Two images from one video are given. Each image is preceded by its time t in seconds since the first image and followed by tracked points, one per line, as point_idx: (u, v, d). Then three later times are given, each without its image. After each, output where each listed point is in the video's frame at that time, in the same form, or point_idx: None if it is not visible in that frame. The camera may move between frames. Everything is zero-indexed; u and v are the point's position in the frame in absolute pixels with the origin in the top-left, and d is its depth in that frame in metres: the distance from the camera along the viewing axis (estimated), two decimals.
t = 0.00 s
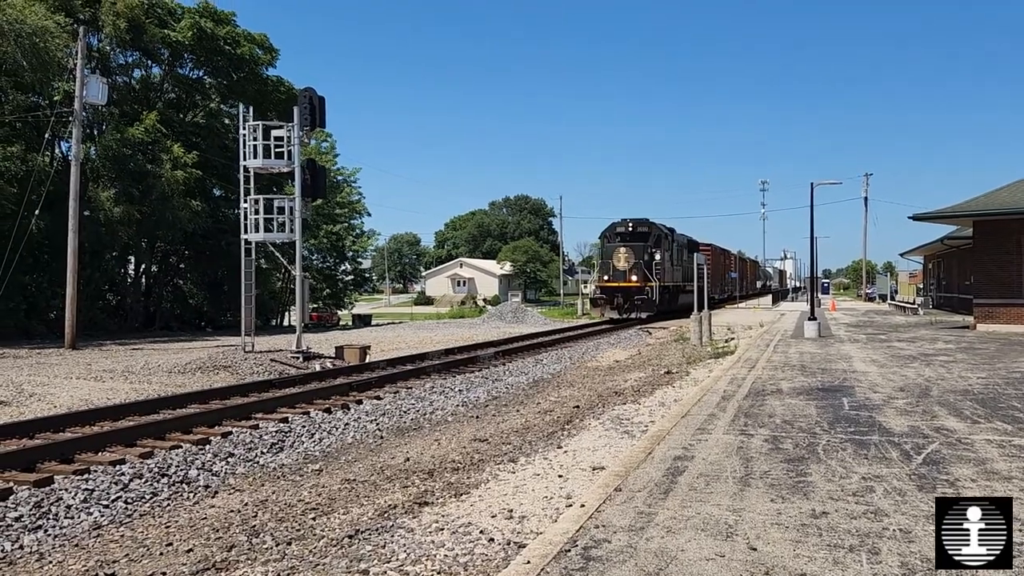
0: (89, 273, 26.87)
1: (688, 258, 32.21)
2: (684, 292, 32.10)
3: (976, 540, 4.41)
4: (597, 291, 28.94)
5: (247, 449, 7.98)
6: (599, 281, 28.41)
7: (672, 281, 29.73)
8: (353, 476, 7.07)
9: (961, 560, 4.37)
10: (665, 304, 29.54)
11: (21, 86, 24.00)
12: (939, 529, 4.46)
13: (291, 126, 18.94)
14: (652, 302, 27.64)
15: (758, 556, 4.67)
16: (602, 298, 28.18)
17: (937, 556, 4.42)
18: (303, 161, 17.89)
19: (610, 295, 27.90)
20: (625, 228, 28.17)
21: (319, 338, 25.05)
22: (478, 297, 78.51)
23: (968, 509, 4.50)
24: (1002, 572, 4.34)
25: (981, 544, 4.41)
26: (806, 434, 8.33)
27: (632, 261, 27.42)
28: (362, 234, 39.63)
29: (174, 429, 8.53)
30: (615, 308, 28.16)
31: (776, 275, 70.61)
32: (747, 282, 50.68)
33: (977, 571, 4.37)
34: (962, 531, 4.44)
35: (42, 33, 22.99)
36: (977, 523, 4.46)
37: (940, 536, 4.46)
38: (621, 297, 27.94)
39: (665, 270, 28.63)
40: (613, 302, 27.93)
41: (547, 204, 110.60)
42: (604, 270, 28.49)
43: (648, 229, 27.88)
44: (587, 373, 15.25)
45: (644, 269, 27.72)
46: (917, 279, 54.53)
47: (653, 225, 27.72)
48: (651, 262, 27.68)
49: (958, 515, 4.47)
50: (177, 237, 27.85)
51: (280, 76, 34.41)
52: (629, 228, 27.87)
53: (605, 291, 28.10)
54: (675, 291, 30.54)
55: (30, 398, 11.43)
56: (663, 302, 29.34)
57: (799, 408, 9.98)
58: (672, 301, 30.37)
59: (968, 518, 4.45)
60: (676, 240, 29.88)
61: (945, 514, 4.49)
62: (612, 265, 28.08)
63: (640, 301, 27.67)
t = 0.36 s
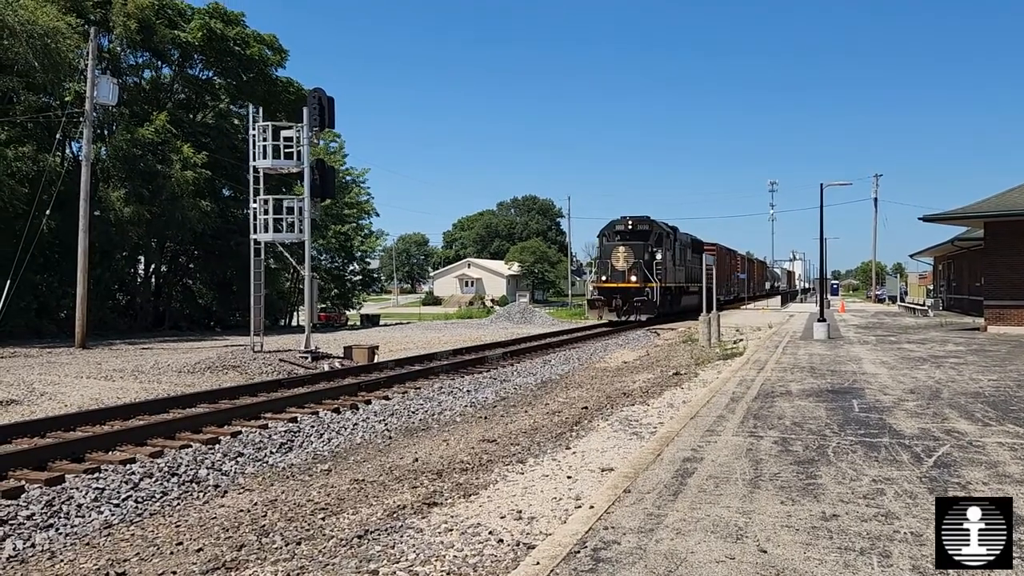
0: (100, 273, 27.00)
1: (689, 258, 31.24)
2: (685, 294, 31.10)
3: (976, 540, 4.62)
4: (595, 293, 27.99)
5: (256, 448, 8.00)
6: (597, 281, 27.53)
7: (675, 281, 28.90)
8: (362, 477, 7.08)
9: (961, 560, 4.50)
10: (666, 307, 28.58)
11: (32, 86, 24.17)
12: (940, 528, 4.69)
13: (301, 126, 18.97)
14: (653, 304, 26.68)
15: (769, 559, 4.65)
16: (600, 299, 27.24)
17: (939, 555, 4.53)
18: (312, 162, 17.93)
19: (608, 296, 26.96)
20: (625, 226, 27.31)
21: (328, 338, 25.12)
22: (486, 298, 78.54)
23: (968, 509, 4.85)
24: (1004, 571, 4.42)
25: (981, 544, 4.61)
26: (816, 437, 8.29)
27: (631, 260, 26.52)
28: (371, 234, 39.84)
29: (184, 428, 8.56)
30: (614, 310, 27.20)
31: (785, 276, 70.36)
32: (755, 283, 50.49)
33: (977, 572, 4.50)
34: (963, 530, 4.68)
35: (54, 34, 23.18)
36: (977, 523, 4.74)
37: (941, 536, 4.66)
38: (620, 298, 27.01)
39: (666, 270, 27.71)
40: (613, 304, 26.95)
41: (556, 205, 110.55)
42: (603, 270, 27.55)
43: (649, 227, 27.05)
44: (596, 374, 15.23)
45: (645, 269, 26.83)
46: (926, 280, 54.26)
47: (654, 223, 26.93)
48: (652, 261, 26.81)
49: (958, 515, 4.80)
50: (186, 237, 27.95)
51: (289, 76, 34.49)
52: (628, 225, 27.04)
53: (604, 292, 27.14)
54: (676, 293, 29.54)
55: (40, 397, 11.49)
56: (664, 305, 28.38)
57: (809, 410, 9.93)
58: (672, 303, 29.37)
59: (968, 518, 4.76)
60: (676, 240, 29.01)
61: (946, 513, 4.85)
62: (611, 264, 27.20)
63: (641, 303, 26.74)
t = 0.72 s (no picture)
0: (110, 273, 27.14)
1: (691, 261, 30.31)
2: (688, 297, 30.07)
3: (976, 540, 4.50)
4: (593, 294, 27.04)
5: (267, 448, 8.02)
6: (594, 282, 26.56)
7: (676, 284, 27.99)
8: (372, 476, 7.08)
9: (961, 561, 4.44)
10: (667, 310, 27.58)
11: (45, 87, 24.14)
12: (939, 528, 4.56)
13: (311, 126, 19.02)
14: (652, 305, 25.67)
15: (779, 561, 4.63)
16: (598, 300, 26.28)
17: (938, 556, 4.46)
18: (322, 162, 17.98)
19: (607, 297, 26.00)
20: (624, 224, 26.74)
21: (337, 337, 25.19)
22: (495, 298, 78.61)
23: (969, 509, 4.60)
24: (1006, 571, 4.41)
25: (981, 544, 4.49)
26: (826, 438, 8.24)
27: (630, 259, 25.64)
28: (380, 234, 39.93)
29: (194, 428, 8.59)
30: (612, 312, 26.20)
31: (794, 276, 70.20)
32: (764, 283, 50.30)
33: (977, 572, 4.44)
34: (962, 531, 4.53)
35: (65, 35, 23.32)
36: (978, 523, 4.54)
37: (940, 536, 4.54)
38: (619, 299, 26.07)
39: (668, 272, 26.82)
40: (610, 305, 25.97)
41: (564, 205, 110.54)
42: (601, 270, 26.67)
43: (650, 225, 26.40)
44: (604, 374, 15.23)
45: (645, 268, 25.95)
46: (937, 281, 53.98)
47: (655, 222, 26.27)
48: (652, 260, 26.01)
49: (958, 515, 4.57)
50: (196, 236, 28.05)
51: (299, 77, 34.59)
52: (628, 224, 26.50)
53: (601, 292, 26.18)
54: (677, 297, 28.53)
55: (52, 396, 11.55)
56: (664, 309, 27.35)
57: (819, 412, 9.88)
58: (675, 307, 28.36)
59: (968, 518, 4.55)
60: (677, 241, 28.22)
61: (945, 514, 4.61)
62: (610, 264, 26.39)
63: (640, 305, 25.76)
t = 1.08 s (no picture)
0: (120, 273, 27.27)
1: (692, 264, 29.56)
2: (689, 301, 29.25)
3: (976, 540, 4.42)
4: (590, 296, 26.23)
5: (276, 448, 8.04)
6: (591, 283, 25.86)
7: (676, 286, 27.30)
8: (381, 477, 7.09)
9: (961, 561, 4.41)
10: (666, 314, 26.79)
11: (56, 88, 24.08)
12: (939, 529, 4.46)
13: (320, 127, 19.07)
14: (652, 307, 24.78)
15: (789, 563, 4.61)
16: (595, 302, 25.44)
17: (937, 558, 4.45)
18: (331, 163, 18.03)
19: (604, 298, 25.22)
20: (623, 223, 26.25)
21: (345, 338, 25.23)
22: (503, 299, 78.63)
23: (969, 508, 4.44)
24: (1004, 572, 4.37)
25: (981, 544, 4.43)
26: (837, 440, 8.21)
27: (629, 259, 25.05)
28: (388, 235, 39.99)
29: (203, 428, 8.61)
30: (610, 313, 25.35)
31: (802, 277, 70.03)
32: (773, 284, 50.19)
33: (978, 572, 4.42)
34: (962, 531, 4.43)
35: (76, 36, 23.46)
36: (978, 522, 4.43)
37: (940, 537, 4.47)
38: (617, 301, 25.27)
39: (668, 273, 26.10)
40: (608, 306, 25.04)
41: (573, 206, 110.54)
42: (598, 270, 25.89)
43: (649, 224, 25.89)
44: (613, 376, 15.23)
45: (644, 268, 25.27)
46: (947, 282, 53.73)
47: (654, 221, 25.79)
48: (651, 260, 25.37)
49: (958, 514, 4.44)
50: (206, 237, 28.16)
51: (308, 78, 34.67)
52: (627, 223, 25.92)
53: (598, 293, 25.37)
54: (677, 300, 27.73)
55: (62, 395, 11.61)
56: (663, 312, 26.52)
57: (829, 414, 9.84)
58: (675, 310, 27.61)
59: (968, 518, 4.42)
60: (677, 242, 27.61)
61: (945, 514, 4.47)
62: (608, 264, 25.69)
63: (639, 306, 24.96)
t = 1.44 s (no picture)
0: (131, 275, 27.39)
1: (693, 264, 27.50)
2: (689, 303, 27.26)
3: (976, 540, 4.59)
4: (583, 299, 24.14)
5: (286, 450, 8.06)
6: (585, 285, 23.65)
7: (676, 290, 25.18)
8: (390, 479, 7.10)
9: (961, 561, 4.52)
10: (665, 318, 24.77)
11: (68, 91, 24.30)
12: (940, 529, 4.67)
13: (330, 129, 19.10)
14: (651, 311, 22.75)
15: (800, 566, 4.59)
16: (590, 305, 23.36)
17: (938, 556, 4.56)
18: (340, 165, 18.07)
19: (599, 302, 23.05)
20: (620, 220, 24.18)
21: (354, 340, 25.28)
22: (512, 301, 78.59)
23: (968, 509, 4.73)
24: (1003, 571, 4.48)
25: (981, 544, 4.60)
26: (848, 443, 8.16)
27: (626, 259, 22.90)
28: (397, 236, 40.04)
29: (214, 430, 8.63)
30: (606, 318, 23.27)
31: (812, 279, 69.78)
32: (783, 286, 50.01)
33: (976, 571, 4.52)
34: (963, 531, 4.64)
35: (89, 39, 23.63)
36: (977, 523, 4.66)
37: (941, 536, 4.65)
38: (614, 304, 23.18)
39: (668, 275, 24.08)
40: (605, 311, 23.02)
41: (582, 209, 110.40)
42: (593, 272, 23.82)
43: (649, 222, 23.83)
44: (622, 378, 15.17)
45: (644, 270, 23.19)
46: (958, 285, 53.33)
47: (654, 218, 23.74)
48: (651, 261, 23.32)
49: (958, 515, 4.70)
50: (216, 239, 28.25)
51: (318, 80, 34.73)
52: (624, 220, 23.86)
53: (592, 296, 23.30)
54: (676, 305, 25.72)
55: (74, 397, 11.67)
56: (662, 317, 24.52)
57: (840, 417, 9.78)
58: (675, 314, 25.65)
59: (968, 518, 4.67)
60: (678, 242, 25.60)
61: (945, 513, 4.75)
62: (603, 264, 23.59)
63: (637, 311, 22.87)
